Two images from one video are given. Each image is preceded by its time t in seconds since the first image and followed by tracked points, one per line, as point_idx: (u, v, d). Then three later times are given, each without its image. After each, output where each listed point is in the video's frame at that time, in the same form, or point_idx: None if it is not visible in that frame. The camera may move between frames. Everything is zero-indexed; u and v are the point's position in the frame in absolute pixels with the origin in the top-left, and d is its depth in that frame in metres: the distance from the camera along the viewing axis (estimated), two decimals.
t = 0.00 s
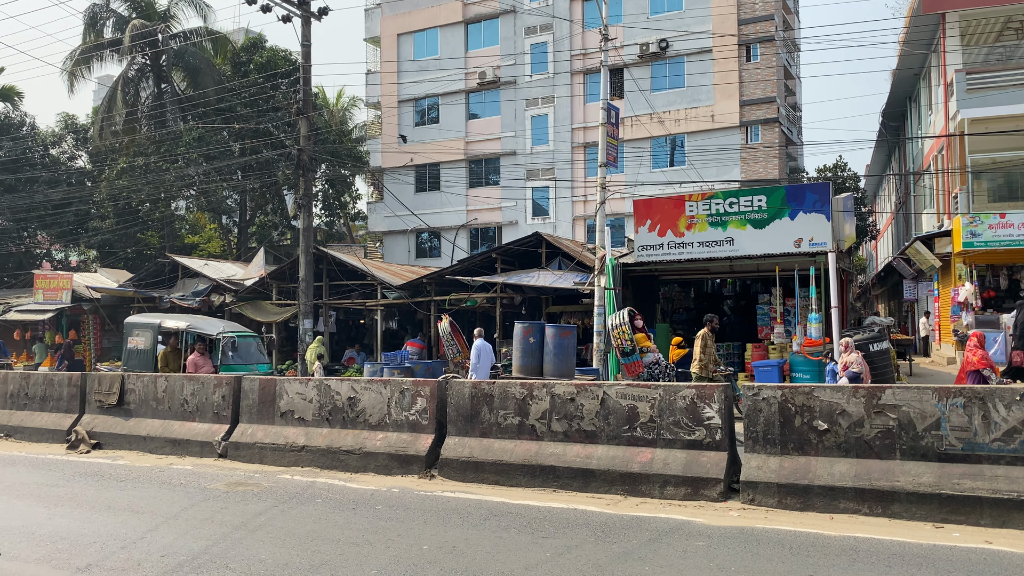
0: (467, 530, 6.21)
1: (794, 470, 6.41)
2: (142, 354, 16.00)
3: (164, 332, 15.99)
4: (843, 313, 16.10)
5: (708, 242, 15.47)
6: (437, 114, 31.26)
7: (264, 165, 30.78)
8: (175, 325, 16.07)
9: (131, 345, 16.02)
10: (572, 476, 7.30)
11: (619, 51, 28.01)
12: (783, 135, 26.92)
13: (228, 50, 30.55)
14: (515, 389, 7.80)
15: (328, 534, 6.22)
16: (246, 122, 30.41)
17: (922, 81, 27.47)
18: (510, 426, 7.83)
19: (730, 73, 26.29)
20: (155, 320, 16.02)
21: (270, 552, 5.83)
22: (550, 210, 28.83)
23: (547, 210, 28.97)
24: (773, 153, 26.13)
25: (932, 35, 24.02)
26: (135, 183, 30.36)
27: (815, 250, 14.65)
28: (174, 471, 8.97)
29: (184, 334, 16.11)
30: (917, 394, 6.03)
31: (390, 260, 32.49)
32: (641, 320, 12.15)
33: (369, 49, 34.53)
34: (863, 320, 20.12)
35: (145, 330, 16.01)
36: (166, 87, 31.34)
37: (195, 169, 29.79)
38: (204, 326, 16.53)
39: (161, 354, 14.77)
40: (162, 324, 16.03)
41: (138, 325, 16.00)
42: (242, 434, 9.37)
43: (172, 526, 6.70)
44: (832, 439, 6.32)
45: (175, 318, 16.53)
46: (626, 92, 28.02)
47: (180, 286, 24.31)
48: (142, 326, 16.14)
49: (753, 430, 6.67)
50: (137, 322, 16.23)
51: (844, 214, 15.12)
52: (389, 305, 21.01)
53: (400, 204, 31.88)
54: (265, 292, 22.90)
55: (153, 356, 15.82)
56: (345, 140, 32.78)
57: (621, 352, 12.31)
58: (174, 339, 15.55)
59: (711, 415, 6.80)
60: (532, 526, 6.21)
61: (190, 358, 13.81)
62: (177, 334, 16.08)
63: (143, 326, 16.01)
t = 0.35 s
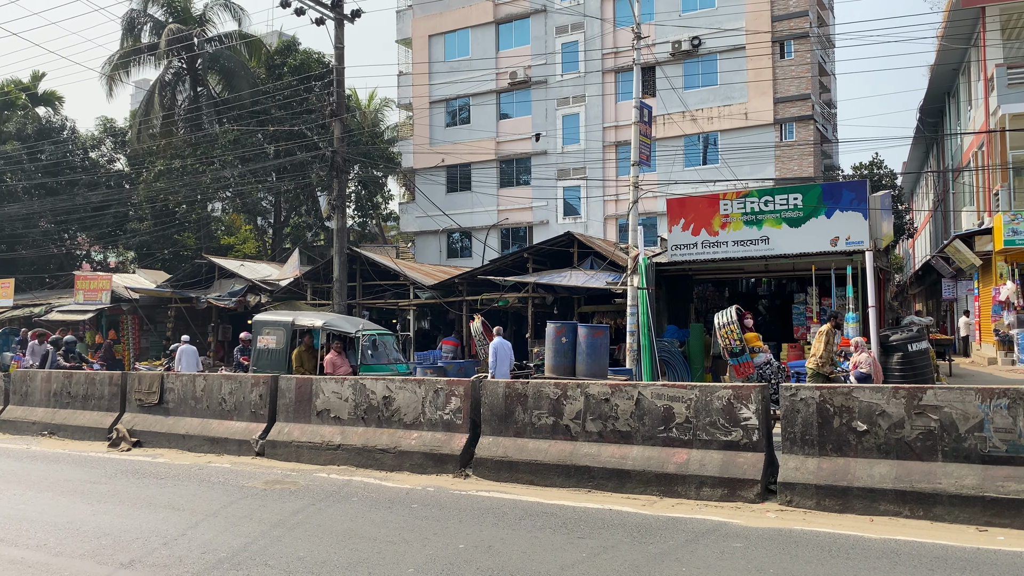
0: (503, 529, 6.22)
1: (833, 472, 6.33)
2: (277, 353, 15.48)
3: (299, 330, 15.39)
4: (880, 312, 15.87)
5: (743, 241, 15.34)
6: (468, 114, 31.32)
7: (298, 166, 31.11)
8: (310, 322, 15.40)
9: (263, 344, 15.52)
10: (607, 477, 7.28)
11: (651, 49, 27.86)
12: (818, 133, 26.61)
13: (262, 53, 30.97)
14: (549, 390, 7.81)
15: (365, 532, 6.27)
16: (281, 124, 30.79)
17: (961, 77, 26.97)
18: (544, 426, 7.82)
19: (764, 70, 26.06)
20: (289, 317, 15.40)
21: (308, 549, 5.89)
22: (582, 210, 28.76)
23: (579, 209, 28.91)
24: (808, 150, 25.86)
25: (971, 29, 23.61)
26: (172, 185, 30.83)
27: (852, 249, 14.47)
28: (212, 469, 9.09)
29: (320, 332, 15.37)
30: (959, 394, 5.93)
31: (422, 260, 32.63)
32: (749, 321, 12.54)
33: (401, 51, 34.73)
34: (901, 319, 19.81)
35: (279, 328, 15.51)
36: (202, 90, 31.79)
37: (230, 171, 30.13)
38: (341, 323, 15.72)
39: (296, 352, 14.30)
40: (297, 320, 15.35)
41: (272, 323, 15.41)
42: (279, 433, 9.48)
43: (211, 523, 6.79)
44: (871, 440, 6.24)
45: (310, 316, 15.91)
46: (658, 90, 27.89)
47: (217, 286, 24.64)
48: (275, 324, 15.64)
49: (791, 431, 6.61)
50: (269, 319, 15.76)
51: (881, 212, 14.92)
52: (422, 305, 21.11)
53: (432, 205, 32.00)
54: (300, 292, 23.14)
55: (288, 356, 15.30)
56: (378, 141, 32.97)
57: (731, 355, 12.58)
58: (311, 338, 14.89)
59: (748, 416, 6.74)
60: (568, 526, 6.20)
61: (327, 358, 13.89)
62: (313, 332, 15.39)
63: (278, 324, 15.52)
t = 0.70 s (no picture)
0: (542, 527, 6.23)
1: (876, 472, 6.25)
2: (424, 351, 13.91)
3: (447, 327, 13.78)
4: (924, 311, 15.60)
5: (782, 239, 15.16)
6: (503, 113, 31.37)
7: (336, 168, 31.52)
8: (459, 319, 13.73)
9: (407, 342, 13.97)
10: (646, 476, 7.26)
11: (688, 46, 27.67)
12: (859, 129, 26.22)
13: (300, 56, 31.36)
14: (587, 388, 7.81)
15: (405, 528, 6.32)
16: (319, 125, 31.12)
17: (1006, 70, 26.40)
18: (583, 425, 7.82)
19: (802, 66, 25.75)
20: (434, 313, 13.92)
21: (350, 545, 5.96)
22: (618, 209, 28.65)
23: (615, 208, 28.80)
24: (848, 147, 25.47)
25: (1017, 22, 23.12)
26: (213, 187, 31.32)
27: (894, 246, 14.23)
28: (255, 466, 9.24)
29: (468, 330, 13.68)
30: (1007, 394, 5.80)
31: (458, 260, 32.76)
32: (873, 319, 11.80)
33: (436, 52, 34.90)
34: (945, 318, 19.45)
35: (424, 324, 13.89)
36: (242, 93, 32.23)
37: (270, 173, 30.57)
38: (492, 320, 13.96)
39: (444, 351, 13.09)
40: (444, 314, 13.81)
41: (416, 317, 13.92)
42: (320, 430, 9.60)
43: (254, 519, 6.89)
44: (916, 440, 6.15)
45: (458, 311, 14.32)
46: (694, 87, 27.69)
47: (257, 286, 25.01)
48: (419, 320, 14.06)
49: (833, 430, 6.53)
50: (410, 315, 14.18)
51: (925, 209, 14.66)
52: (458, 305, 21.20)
53: (468, 205, 32.12)
54: (338, 292, 23.40)
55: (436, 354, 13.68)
56: (414, 141, 33.16)
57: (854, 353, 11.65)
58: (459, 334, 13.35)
59: (789, 415, 6.68)
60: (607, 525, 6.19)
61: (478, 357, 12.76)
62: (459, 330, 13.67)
63: (423, 319, 13.90)
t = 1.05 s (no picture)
0: (579, 526, 6.24)
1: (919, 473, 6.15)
2: (586, 351, 12.33)
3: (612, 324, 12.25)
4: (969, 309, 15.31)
5: (823, 237, 14.96)
6: (540, 112, 31.39)
7: (374, 169, 31.59)
8: (624, 315, 12.29)
9: (565, 340, 12.45)
10: (684, 475, 7.22)
11: (726, 42, 27.43)
12: (902, 124, 25.72)
13: (339, 58, 31.80)
14: (624, 388, 7.82)
15: (444, 526, 6.38)
16: (358, 127, 31.25)
17: None
18: (620, 424, 7.82)
19: (844, 61, 25.34)
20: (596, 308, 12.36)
21: (389, 541, 6.03)
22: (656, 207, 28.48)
23: (652, 206, 28.61)
24: (892, 142, 24.98)
25: None
26: (255, 188, 31.79)
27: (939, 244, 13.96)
28: (296, 462, 9.38)
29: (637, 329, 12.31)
30: None
31: (494, 259, 32.82)
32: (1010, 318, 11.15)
33: (472, 52, 35.02)
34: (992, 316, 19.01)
35: (585, 320, 12.33)
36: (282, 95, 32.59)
37: (310, 174, 30.94)
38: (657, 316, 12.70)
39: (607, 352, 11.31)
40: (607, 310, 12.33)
41: (575, 314, 12.40)
42: (359, 428, 9.72)
43: (295, 514, 7.00)
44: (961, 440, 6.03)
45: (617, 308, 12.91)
46: (733, 84, 27.44)
47: (297, 286, 25.33)
48: (578, 317, 12.54)
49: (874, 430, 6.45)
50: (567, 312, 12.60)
51: (970, 205, 14.35)
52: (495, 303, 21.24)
53: (504, 204, 32.17)
54: (376, 291, 23.63)
55: (600, 355, 12.09)
56: (451, 142, 33.32)
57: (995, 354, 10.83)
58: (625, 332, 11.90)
59: (829, 415, 6.61)
60: (645, 524, 6.18)
61: (651, 358, 10.74)
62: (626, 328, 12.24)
63: (583, 316, 12.36)
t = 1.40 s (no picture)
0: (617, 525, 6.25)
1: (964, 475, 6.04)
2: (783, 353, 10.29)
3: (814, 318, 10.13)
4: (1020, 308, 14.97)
5: (867, 234, 14.74)
6: (579, 111, 31.36)
7: (415, 169, 31.79)
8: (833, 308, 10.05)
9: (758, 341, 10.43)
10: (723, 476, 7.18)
11: (767, 38, 27.14)
12: (950, 118, 25.15)
13: (379, 60, 31.77)
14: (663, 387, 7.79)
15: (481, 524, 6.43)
16: (398, 127, 31.57)
17: None
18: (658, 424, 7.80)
19: (889, 55, 24.91)
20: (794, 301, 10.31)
21: (427, 539, 6.09)
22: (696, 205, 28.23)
23: (693, 204, 28.37)
24: (939, 137, 24.43)
25: None
26: (298, 189, 32.28)
27: (986, 241, 13.59)
28: (337, 459, 9.53)
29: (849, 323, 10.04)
30: None
31: (533, 258, 32.88)
32: None
33: (511, 51, 35.11)
34: None
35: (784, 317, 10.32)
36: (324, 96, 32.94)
37: (351, 174, 31.33)
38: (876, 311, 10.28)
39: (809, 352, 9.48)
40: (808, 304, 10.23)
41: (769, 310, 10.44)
42: (398, 425, 9.82)
43: (336, 511, 7.11)
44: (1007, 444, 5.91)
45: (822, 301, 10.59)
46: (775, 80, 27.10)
47: (339, 285, 25.66)
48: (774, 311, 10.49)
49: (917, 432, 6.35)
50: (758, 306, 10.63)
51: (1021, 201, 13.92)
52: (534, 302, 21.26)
53: (543, 203, 32.21)
54: (416, 290, 23.85)
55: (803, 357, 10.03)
56: (491, 140, 33.54)
57: None
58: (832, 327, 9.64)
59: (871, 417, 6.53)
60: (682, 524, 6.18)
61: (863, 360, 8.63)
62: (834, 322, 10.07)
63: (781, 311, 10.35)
